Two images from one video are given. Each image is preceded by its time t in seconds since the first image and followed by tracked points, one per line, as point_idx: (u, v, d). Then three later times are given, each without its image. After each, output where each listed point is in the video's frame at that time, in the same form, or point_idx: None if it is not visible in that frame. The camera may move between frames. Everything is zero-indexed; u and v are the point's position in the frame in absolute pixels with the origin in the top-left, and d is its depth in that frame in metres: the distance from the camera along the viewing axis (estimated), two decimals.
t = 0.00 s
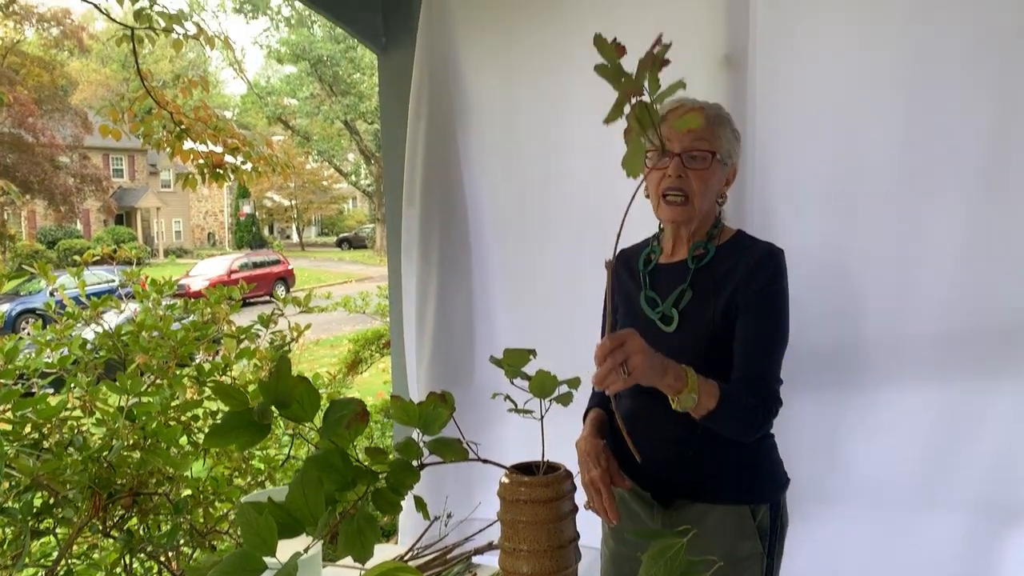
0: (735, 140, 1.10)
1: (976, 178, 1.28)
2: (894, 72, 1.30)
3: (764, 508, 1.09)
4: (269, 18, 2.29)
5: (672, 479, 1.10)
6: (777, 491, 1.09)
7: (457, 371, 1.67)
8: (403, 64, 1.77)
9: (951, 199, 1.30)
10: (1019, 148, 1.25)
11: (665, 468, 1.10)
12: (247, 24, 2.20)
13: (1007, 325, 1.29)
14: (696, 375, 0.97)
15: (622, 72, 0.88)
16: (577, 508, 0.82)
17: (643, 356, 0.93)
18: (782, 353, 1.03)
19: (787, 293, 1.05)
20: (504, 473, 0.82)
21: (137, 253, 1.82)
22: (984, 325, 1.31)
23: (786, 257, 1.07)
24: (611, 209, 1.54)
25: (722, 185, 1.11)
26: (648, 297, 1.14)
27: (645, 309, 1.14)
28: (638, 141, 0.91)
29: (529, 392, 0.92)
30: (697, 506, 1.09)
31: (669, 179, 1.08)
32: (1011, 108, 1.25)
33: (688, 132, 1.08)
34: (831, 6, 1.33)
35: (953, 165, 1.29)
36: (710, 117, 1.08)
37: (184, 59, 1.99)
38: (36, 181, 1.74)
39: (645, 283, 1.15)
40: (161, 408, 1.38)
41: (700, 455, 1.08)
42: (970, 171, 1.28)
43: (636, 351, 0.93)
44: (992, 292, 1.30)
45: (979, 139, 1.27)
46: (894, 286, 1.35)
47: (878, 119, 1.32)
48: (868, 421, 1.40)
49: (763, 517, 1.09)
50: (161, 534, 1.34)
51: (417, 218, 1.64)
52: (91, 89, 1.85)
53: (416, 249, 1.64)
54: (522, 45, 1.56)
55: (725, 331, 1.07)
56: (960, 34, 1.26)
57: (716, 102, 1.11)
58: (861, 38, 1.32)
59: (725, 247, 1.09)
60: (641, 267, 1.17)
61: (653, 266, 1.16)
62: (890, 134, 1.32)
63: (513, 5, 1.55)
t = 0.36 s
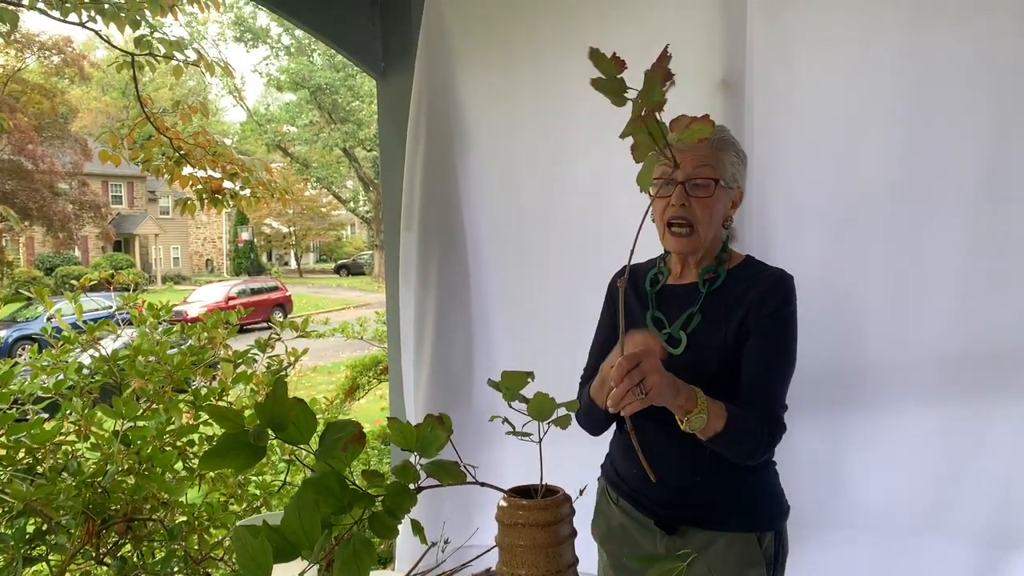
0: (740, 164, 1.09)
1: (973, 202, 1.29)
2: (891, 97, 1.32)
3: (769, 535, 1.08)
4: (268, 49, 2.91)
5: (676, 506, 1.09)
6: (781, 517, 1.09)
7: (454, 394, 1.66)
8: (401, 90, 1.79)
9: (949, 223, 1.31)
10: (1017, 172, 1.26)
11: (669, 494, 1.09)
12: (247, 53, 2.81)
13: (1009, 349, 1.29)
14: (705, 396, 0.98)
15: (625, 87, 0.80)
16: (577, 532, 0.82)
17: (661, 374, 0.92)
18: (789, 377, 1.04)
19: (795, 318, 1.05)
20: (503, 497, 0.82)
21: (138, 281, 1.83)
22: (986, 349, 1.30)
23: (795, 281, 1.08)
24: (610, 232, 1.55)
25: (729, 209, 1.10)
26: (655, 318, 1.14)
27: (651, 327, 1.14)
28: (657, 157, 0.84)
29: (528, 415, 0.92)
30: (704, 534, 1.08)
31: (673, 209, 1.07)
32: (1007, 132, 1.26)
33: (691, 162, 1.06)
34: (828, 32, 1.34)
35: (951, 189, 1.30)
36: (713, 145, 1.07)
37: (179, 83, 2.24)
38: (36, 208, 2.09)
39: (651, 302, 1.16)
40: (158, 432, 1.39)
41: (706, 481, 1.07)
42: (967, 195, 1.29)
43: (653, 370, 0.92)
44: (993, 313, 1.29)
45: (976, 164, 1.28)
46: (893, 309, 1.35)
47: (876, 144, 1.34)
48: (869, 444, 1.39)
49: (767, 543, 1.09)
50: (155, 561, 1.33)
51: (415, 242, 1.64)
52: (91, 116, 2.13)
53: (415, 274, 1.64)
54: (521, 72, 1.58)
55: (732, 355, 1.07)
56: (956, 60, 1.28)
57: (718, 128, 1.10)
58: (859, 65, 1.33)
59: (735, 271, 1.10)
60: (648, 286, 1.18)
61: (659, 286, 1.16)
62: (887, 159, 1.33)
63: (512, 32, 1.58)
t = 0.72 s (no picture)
0: (752, 159, 1.07)
1: (972, 200, 1.29)
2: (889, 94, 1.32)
3: (768, 533, 1.08)
4: (267, 55, 2.97)
5: (675, 499, 1.08)
6: (780, 517, 1.09)
7: (449, 392, 1.66)
8: (398, 90, 1.79)
9: (947, 220, 1.30)
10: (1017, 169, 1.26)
11: (668, 488, 1.08)
12: (246, 59, 2.87)
13: (1007, 347, 1.28)
14: (705, 391, 0.97)
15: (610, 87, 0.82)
16: (571, 524, 0.81)
17: (660, 367, 0.93)
18: (801, 380, 1.03)
19: (812, 322, 1.04)
20: (498, 490, 0.82)
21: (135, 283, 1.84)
22: (986, 347, 1.29)
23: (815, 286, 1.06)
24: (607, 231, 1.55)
25: (741, 205, 1.08)
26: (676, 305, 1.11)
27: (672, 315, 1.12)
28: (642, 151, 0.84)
29: (522, 408, 0.92)
30: (700, 529, 1.07)
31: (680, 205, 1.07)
32: (1006, 130, 1.26)
33: (697, 158, 1.06)
34: (825, 29, 1.34)
35: (949, 186, 1.30)
36: (721, 141, 1.06)
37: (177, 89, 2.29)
38: (34, 214, 2.09)
39: (673, 290, 1.13)
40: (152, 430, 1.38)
41: (706, 477, 1.07)
42: (965, 192, 1.29)
43: (652, 363, 0.92)
44: (991, 310, 1.29)
45: (974, 161, 1.28)
46: (891, 306, 1.35)
47: (873, 141, 1.34)
48: (865, 442, 1.39)
49: (765, 541, 1.08)
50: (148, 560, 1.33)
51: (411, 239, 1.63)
52: (89, 122, 2.17)
53: (410, 272, 1.64)
54: (519, 70, 1.59)
55: (747, 355, 1.05)
56: (955, 57, 1.27)
57: (729, 122, 1.07)
58: (857, 62, 1.33)
59: (759, 271, 1.08)
60: (670, 274, 1.14)
61: (682, 275, 1.13)
62: (885, 157, 1.33)
63: (510, 31, 1.58)
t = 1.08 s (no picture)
0: (750, 164, 1.05)
1: (968, 197, 1.29)
2: (884, 92, 1.32)
3: (762, 529, 1.08)
4: (266, 57, 2.97)
5: (670, 495, 1.08)
6: (775, 514, 1.09)
7: (445, 390, 1.66)
8: (396, 89, 1.80)
9: (942, 218, 1.30)
10: (1014, 167, 1.25)
11: (663, 484, 1.09)
12: (245, 61, 2.89)
13: (1005, 345, 1.28)
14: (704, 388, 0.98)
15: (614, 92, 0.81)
16: (567, 518, 0.82)
17: (664, 358, 0.94)
18: (799, 379, 1.04)
19: (811, 323, 1.05)
20: (494, 483, 0.82)
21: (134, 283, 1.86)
22: (982, 345, 1.29)
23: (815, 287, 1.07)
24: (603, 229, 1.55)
25: (735, 210, 1.06)
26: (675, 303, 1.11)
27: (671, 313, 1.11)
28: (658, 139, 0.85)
29: (519, 403, 0.93)
30: (695, 524, 1.08)
31: (672, 205, 1.07)
32: (1003, 126, 1.26)
33: (692, 159, 1.05)
34: (820, 27, 1.35)
35: (944, 184, 1.30)
36: (715, 143, 1.05)
37: (177, 90, 2.31)
38: (33, 216, 2.09)
39: (673, 288, 1.12)
40: (150, 427, 1.37)
41: (702, 473, 1.07)
42: (960, 189, 1.29)
43: (656, 353, 0.93)
44: (989, 309, 1.29)
45: (970, 159, 1.28)
46: (885, 304, 1.35)
47: (867, 139, 1.35)
48: (860, 438, 1.39)
49: (760, 537, 1.09)
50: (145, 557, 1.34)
51: (407, 238, 1.64)
52: (88, 125, 2.19)
53: (406, 270, 1.65)
54: (515, 68, 1.59)
55: (747, 355, 1.05)
56: (951, 54, 1.27)
57: (730, 122, 1.06)
58: (851, 60, 1.34)
59: (759, 271, 1.08)
60: (672, 271, 1.13)
61: (683, 272, 1.12)
62: (880, 156, 1.34)
63: (506, 30, 1.59)
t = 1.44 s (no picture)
0: (747, 162, 1.05)
1: (966, 196, 1.29)
2: (881, 91, 1.33)
3: (759, 529, 1.09)
4: (266, 58, 2.97)
5: (666, 495, 1.08)
6: (772, 514, 1.09)
7: (443, 389, 1.66)
8: (395, 89, 1.81)
9: (940, 217, 1.31)
10: (1011, 167, 1.25)
11: (660, 485, 1.09)
12: (245, 62, 2.89)
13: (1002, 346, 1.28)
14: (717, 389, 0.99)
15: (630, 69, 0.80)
16: (564, 516, 0.82)
17: (684, 354, 0.94)
18: (796, 382, 1.05)
19: (807, 325, 1.06)
20: (491, 481, 0.82)
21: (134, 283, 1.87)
22: (980, 345, 1.29)
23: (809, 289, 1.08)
24: (601, 229, 1.56)
25: (731, 208, 1.06)
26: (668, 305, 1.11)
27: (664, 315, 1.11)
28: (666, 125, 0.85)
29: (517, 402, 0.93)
30: (691, 524, 1.08)
31: (666, 205, 1.06)
32: (1001, 126, 1.25)
33: (687, 159, 1.06)
34: (818, 28, 1.35)
35: (942, 183, 1.30)
36: (710, 142, 1.05)
37: (177, 90, 2.31)
38: (32, 216, 2.10)
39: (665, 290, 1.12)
40: (148, 426, 1.37)
41: (699, 473, 1.07)
42: (958, 189, 1.29)
43: (677, 348, 0.94)
44: (987, 310, 1.29)
45: (968, 160, 1.28)
46: (882, 303, 1.36)
47: (864, 139, 1.35)
48: (858, 438, 1.39)
49: (757, 537, 1.09)
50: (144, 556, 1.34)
51: (406, 237, 1.65)
52: (88, 125, 2.19)
53: (404, 269, 1.65)
54: (513, 68, 1.59)
55: (742, 356, 1.06)
56: (949, 53, 1.27)
57: (728, 121, 1.06)
58: (849, 59, 1.34)
59: (753, 272, 1.08)
60: (663, 273, 1.13)
61: (675, 274, 1.13)
62: (878, 156, 1.34)
63: (504, 29, 1.59)
